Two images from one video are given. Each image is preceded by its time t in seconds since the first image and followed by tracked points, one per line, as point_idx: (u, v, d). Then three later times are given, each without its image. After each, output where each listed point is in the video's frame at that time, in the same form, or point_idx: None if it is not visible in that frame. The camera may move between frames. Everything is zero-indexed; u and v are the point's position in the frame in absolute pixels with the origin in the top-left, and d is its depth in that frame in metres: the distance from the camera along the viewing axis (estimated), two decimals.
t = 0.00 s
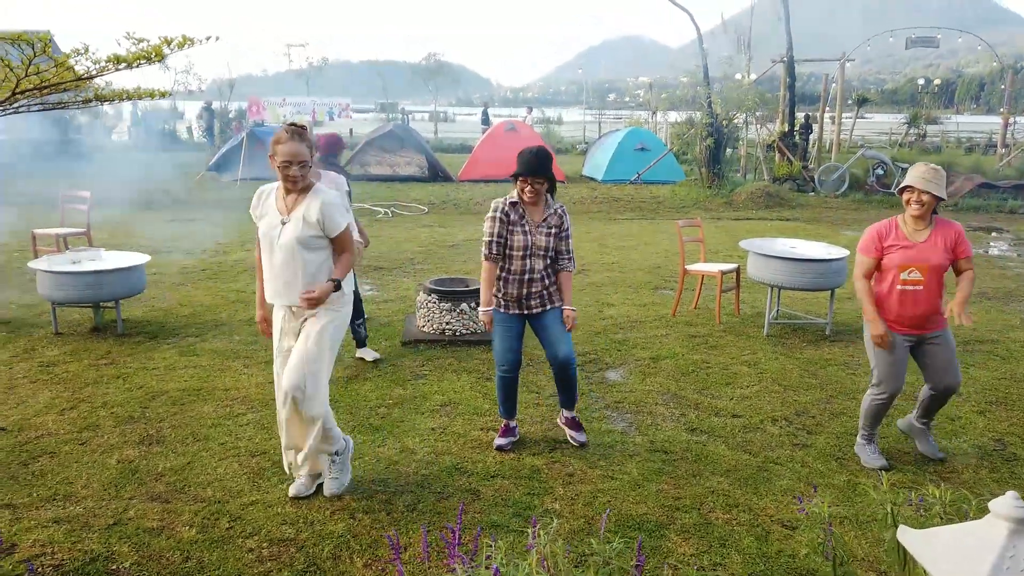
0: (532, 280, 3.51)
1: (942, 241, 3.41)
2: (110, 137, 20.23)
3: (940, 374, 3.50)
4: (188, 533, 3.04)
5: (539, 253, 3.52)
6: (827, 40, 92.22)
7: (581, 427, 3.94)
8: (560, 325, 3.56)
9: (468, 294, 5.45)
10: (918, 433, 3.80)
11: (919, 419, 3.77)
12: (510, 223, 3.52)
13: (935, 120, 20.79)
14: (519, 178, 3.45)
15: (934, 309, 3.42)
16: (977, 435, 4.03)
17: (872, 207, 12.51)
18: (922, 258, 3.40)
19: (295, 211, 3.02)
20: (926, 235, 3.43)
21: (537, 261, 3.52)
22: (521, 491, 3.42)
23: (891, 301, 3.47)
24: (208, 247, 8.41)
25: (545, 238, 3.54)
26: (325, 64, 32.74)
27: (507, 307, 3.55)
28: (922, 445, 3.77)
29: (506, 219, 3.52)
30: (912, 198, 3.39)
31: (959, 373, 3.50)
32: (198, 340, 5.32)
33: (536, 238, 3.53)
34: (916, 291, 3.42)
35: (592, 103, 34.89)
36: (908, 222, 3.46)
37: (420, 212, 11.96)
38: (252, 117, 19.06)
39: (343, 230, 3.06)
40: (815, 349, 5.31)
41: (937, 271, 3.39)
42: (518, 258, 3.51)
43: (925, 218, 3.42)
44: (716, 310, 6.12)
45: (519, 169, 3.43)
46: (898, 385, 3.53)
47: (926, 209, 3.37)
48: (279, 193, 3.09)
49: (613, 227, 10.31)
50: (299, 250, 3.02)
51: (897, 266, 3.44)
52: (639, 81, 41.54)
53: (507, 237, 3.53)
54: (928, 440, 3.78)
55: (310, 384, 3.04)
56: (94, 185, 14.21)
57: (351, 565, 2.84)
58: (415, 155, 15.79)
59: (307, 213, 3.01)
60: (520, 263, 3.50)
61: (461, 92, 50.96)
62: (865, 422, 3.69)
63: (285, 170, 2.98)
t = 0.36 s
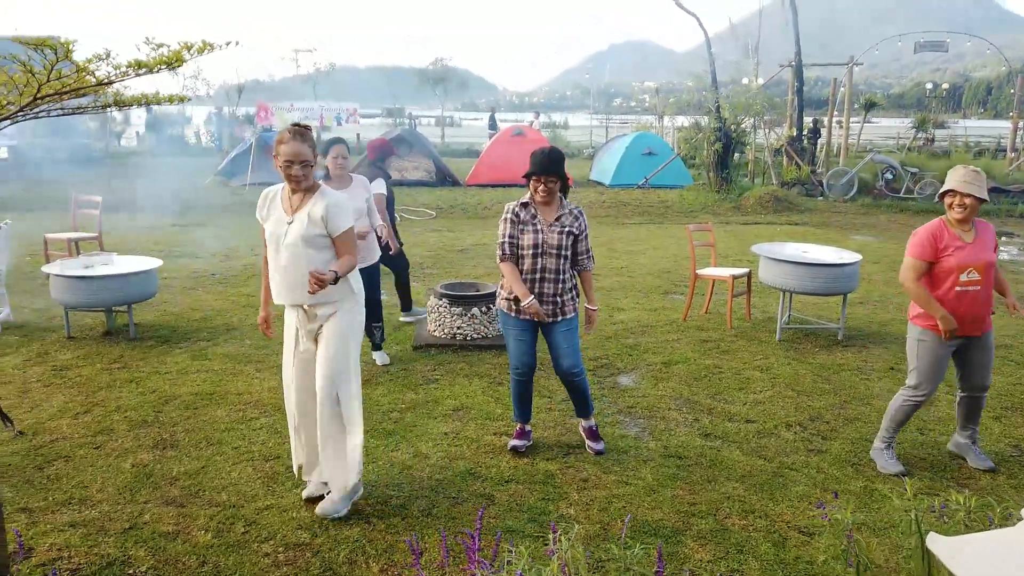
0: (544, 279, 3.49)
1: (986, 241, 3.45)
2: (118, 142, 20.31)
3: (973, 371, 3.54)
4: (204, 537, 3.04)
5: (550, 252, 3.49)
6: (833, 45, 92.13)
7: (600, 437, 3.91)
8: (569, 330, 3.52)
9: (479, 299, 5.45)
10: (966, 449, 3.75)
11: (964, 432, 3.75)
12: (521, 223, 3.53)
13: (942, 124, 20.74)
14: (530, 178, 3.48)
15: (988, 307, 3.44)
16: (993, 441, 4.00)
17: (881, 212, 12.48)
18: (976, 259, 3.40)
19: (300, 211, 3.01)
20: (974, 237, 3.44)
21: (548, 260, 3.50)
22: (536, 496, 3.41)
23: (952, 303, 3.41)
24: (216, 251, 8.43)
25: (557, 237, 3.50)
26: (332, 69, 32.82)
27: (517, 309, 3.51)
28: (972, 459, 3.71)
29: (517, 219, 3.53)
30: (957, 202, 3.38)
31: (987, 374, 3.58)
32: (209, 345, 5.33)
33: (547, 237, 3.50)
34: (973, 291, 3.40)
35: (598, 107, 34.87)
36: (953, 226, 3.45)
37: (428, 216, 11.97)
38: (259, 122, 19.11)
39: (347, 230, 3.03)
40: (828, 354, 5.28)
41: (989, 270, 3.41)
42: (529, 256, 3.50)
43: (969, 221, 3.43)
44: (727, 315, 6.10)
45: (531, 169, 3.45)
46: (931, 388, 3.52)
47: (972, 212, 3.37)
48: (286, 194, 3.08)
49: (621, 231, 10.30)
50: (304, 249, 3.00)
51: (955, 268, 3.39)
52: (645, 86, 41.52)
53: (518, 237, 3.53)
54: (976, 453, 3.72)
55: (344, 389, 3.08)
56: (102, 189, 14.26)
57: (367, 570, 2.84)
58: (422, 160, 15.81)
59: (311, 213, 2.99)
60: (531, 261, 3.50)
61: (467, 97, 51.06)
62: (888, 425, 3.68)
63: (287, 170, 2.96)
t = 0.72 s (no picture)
0: (549, 283, 3.49)
1: (992, 250, 3.44)
2: (126, 145, 20.40)
3: (983, 379, 3.49)
4: (218, 539, 3.04)
5: (554, 256, 3.49)
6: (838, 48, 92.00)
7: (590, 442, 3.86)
8: (573, 337, 3.51)
9: (490, 301, 5.44)
10: (980, 454, 3.72)
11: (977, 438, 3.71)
12: (522, 229, 3.56)
13: (950, 127, 20.70)
14: (532, 183, 3.49)
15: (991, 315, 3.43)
16: (1008, 445, 3.98)
17: (890, 215, 12.44)
18: (978, 266, 3.40)
19: (327, 224, 3.03)
20: (978, 245, 3.44)
21: (552, 263, 3.49)
22: (549, 499, 3.40)
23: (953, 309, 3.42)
24: (226, 253, 8.45)
25: (560, 241, 3.49)
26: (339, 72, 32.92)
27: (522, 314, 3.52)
28: (987, 463, 3.68)
29: (518, 226, 3.57)
30: (959, 212, 3.41)
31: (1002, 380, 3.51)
32: (220, 346, 5.34)
33: (550, 241, 3.50)
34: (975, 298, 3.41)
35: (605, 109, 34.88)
36: (957, 235, 3.46)
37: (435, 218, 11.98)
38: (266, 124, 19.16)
39: (371, 240, 3.05)
40: (839, 357, 5.27)
41: (993, 278, 3.40)
42: (532, 260, 3.50)
43: (974, 230, 3.43)
44: (737, 318, 6.09)
45: (533, 173, 3.44)
46: (945, 393, 3.50)
47: (976, 222, 3.37)
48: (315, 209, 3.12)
49: (629, 234, 10.29)
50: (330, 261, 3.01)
51: (955, 275, 3.41)
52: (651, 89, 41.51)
53: (521, 243, 3.56)
54: (992, 457, 3.69)
55: (372, 387, 3.18)
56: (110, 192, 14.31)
57: (382, 573, 2.83)
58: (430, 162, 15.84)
59: (337, 225, 3.01)
60: (534, 266, 3.50)
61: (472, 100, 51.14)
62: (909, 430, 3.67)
63: (312, 184, 2.99)
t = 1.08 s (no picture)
0: (558, 283, 3.47)
1: (987, 248, 3.44)
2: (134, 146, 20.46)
3: (985, 378, 3.41)
4: (231, 540, 3.04)
5: (562, 255, 3.47)
6: (845, 50, 91.78)
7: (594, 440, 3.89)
8: (586, 340, 3.50)
9: (499, 303, 5.44)
10: (989, 467, 3.58)
11: (990, 448, 3.55)
12: (533, 228, 3.56)
13: (958, 130, 20.65)
14: (543, 181, 3.49)
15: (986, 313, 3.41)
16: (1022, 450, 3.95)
17: (898, 218, 12.41)
18: (971, 264, 3.39)
19: (348, 219, 3.04)
20: (972, 243, 3.43)
21: (562, 262, 3.48)
22: (561, 502, 3.40)
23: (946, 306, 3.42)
24: (234, 255, 8.47)
25: (568, 240, 3.47)
26: (346, 76, 33.01)
27: (534, 313, 3.53)
28: (996, 477, 3.53)
29: (528, 225, 3.57)
30: (954, 209, 3.40)
31: (1009, 381, 3.39)
32: (230, 348, 5.35)
33: (559, 240, 3.48)
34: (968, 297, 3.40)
35: (610, 111, 34.88)
36: (952, 232, 3.46)
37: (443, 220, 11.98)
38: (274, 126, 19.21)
39: (386, 238, 3.01)
40: (850, 361, 5.25)
41: (985, 276, 3.39)
42: (541, 260, 3.50)
43: (969, 228, 3.42)
44: (746, 321, 6.07)
45: (544, 171, 3.45)
46: (948, 393, 3.49)
47: (970, 219, 3.37)
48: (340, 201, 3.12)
49: (637, 237, 10.28)
50: (349, 257, 3.03)
51: (948, 272, 3.41)
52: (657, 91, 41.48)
53: (531, 242, 3.56)
54: (1001, 472, 3.53)
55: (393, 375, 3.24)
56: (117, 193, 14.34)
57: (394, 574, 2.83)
58: (437, 164, 15.87)
59: (356, 221, 3.02)
60: (543, 265, 3.49)
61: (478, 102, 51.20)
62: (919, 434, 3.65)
63: (335, 180, 2.99)
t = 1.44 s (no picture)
0: (579, 287, 3.49)
1: (1000, 252, 3.39)
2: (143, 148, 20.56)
3: (989, 384, 3.39)
4: (244, 541, 3.05)
5: (584, 260, 3.49)
6: (852, 53, 91.52)
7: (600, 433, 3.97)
8: (601, 344, 3.52)
9: (509, 305, 5.44)
10: (1000, 474, 3.57)
11: (997, 455, 3.56)
12: (551, 232, 3.54)
13: (966, 133, 20.57)
14: (563, 185, 3.50)
15: (994, 318, 3.36)
16: None
17: (907, 221, 12.36)
18: (981, 268, 3.36)
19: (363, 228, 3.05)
20: (984, 247, 3.40)
21: (582, 267, 3.50)
22: (573, 504, 3.39)
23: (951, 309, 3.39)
24: (243, 256, 8.49)
25: (590, 245, 3.49)
26: (353, 78, 33.07)
27: (553, 315, 3.52)
28: (1007, 483, 3.51)
29: (547, 228, 3.55)
30: (966, 211, 3.38)
31: (1011, 387, 3.40)
32: (240, 349, 5.37)
33: (580, 245, 3.50)
34: (975, 300, 3.36)
35: (617, 112, 34.84)
36: (964, 235, 3.44)
37: (450, 222, 12.00)
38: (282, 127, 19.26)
39: (409, 251, 3.04)
40: (861, 365, 5.23)
41: (995, 281, 3.35)
42: (562, 264, 3.50)
43: (981, 231, 3.40)
44: (756, 325, 6.05)
45: (566, 175, 3.46)
46: (957, 395, 3.47)
47: (981, 222, 3.35)
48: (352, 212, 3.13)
49: (645, 239, 10.26)
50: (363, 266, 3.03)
51: (956, 275, 3.38)
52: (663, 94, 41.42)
53: (549, 245, 3.54)
54: (1012, 478, 3.52)
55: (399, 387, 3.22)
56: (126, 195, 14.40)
57: None
58: (445, 166, 15.89)
59: (372, 230, 3.02)
60: (563, 269, 3.49)
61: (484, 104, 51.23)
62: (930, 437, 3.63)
63: (352, 191, 3.00)
